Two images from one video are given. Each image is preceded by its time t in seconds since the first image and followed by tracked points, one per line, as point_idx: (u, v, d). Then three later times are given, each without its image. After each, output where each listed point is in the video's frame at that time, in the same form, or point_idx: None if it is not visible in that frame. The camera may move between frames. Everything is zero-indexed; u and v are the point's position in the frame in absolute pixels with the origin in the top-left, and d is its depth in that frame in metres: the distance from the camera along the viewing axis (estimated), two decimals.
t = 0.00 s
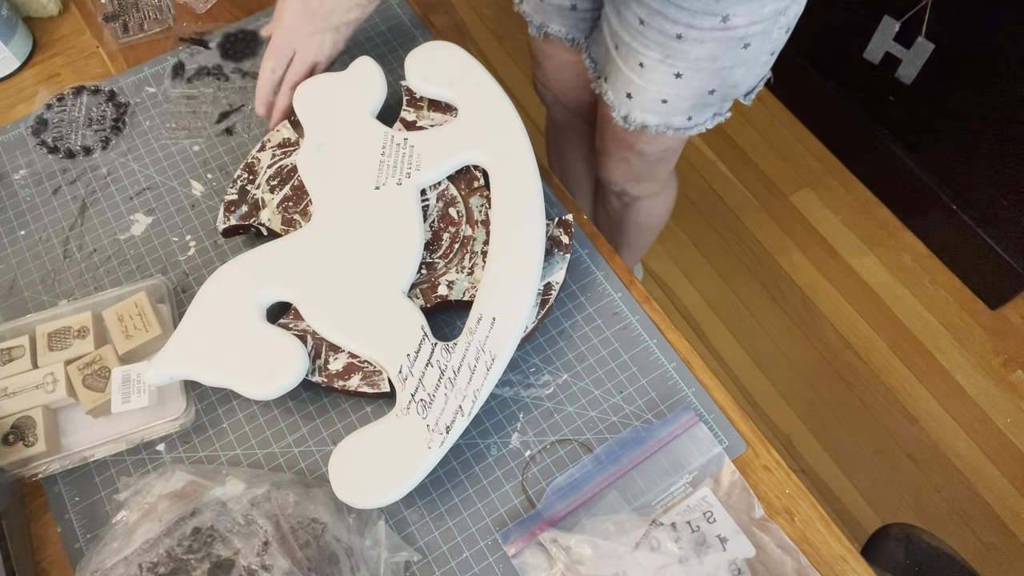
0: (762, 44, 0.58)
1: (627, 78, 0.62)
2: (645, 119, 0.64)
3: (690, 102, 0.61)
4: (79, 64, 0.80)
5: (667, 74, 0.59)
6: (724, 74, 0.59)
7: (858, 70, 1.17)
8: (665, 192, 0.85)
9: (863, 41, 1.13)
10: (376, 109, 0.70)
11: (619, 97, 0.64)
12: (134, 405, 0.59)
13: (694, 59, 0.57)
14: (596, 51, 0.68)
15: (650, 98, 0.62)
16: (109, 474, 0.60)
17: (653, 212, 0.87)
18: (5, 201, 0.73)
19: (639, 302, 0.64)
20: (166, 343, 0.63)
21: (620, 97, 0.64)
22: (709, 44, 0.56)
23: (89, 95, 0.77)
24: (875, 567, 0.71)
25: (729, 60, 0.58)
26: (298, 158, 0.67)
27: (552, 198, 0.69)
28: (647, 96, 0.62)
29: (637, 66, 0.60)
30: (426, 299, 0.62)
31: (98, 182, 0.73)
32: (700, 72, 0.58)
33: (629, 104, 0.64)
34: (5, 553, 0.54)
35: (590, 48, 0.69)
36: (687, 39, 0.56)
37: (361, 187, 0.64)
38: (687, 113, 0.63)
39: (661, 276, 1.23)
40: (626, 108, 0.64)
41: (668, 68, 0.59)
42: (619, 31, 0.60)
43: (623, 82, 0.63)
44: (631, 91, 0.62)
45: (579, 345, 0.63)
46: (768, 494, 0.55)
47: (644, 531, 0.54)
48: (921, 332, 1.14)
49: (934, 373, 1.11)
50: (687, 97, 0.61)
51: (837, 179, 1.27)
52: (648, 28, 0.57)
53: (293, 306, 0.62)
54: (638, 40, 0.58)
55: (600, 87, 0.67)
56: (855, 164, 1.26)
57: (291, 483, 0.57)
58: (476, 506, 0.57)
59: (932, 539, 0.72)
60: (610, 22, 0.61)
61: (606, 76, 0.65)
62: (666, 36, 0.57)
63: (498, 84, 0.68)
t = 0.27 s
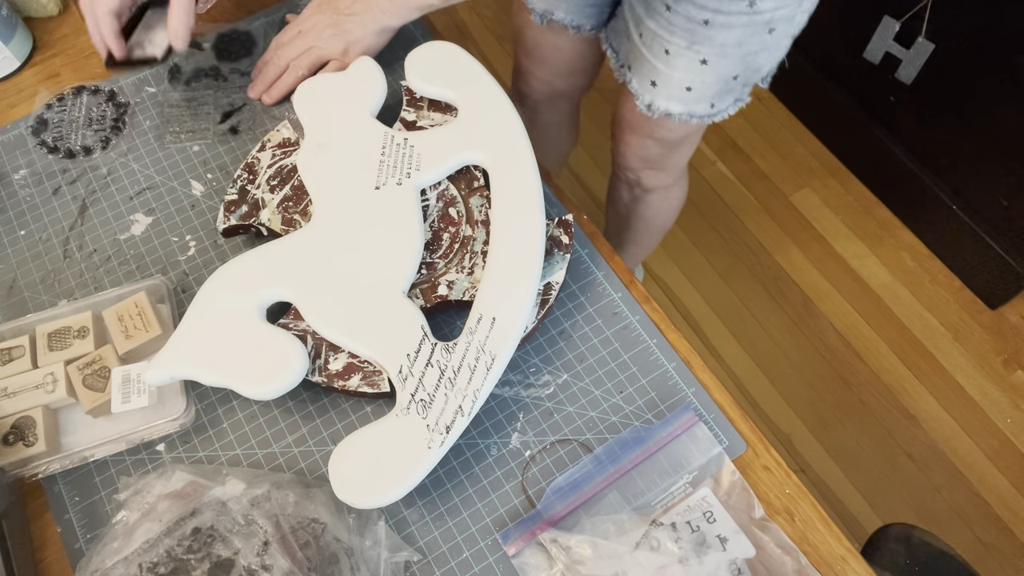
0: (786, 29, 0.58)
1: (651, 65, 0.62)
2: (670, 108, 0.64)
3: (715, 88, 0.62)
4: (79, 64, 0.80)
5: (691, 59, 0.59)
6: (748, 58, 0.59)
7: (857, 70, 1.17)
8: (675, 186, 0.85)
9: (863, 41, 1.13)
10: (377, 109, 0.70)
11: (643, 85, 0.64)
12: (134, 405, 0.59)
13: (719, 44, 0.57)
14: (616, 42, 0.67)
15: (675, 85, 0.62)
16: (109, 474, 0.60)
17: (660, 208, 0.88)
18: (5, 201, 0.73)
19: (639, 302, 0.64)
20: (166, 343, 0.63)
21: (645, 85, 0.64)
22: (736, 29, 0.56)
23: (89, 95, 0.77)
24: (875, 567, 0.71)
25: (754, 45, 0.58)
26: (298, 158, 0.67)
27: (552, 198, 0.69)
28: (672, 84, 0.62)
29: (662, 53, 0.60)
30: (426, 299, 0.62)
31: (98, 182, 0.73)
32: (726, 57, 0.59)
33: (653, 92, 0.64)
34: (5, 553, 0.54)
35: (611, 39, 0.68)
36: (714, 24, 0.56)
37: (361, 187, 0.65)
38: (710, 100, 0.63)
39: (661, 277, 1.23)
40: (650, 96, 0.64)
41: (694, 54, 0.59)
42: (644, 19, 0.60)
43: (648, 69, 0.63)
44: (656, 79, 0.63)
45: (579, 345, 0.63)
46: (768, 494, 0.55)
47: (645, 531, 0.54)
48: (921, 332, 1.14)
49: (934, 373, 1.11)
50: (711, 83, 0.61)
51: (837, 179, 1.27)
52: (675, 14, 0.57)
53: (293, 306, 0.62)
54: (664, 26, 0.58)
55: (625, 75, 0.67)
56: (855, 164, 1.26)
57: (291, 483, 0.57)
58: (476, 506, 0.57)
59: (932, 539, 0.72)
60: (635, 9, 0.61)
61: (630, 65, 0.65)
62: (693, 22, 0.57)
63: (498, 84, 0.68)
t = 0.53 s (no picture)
0: None
1: (609, 15, 0.63)
2: (634, 53, 0.65)
3: (673, 25, 0.63)
4: (79, 64, 0.80)
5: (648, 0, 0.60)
6: None
7: (857, 70, 1.17)
8: (646, 148, 0.85)
9: (863, 40, 1.13)
10: (377, 109, 0.70)
11: (604, 38, 0.65)
12: (134, 405, 0.59)
13: None
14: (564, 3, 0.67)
15: (634, 30, 0.63)
16: (109, 473, 0.60)
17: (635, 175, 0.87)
18: (5, 201, 0.73)
19: (638, 301, 0.64)
20: (166, 344, 0.63)
21: (606, 37, 0.65)
22: None
23: (89, 95, 0.77)
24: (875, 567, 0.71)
25: None
26: (298, 157, 0.67)
27: (551, 198, 0.69)
28: (631, 29, 0.63)
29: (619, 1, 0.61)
30: (426, 298, 0.62)
31: (98, 182, 0.73)
32: None
33: (616, 42, 0.65)
34: (5, 553, 0.54)
35: None
36: None
37: (361, 187, 0.64)
38: (669, 37, 0.64)
39: (661, 276, 1.23)
40: (613, 46, 0.65)
41: None
42: None
43: (606, 21, 0.63)
44: (616, 28, 0.63)
45: (579, 345, 0.63)
46: (768, 494, 0.55)
47: (644, 531, 0.54)
48: (921, 332, 1.14)
49: (934, 373, 1.11)
50: (670, 18, 0.62)
51: (836, 179, 1.27)
52: None
53: (293, 306, 0.62)
54: None
55: (581, 34, 0.67)
56: (855, 163, 1.26)
57: (292, 483, 0.57)
58: (476, 506, 0.57)
59: (933, 539, 0.72)
60: None
61: (585, 22, 0.65)
62: None
63: (498, 84, 0.68)
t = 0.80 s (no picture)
0: None
1: (612, 17, 0.63)
2: (638, 54, 0.65)
3: (675, 24, 0.63)
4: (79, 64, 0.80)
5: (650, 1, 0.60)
6: None
7: (857, 70, 1.17)
8: (651, 144, 0.85)
9: (863, 40, 1.13)
10: (377, 109, 0.70)
11: (607, 39, 0.65)
12: (134, 405, 0.59)
13: None
14: (567, 5, 0.68)
15: (639, 31, 0.63)
16: (109, 474, 0.60)
17: (639, 172, 0.88)
18: (5, 201, 0.73)
19: (639, 302, 0.64)
20: (165, 344, 0.63)
21: (609, 38, 0.65)
22: None
23: (89, 95, 0.77)
24: (875, 567, 0.71)
25: None
26: (299, 157, 0.67)
27: (551, 198, 0.69)
28: (635, 30, 0.63)
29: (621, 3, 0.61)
30: (426, 299, 0.62)
31: (98, 182, 0.73)
32: None
33: (620, 43, 0.65)
34: (5, 554, 0.54)
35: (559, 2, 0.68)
36: None
37: (361, 187, 0.64)
38: (672, 37, 0.64)
39: (660, 276, 1.23)
40: (617, 48, 0.65)
41: None
42: None
43: (608, 22, 0.63)
44: (619, 29, 0.63)
45: (579, 345, 0.63)
46: (768, 494, 0.55)
47: (645, 531, 0.54)
48: (920, 331, 1.14)
49: (934, 373, 1.11)
50: (672, 18, 0.62)
51: (836, 179, 1.27)
52: None
53: (293, 306, 0.62)
54: None
55: (585, 36, 0.67)
56: (854, 163, 1.26)
57: (292, 483, 0.57)
58: (476, 506, 0.57)
59: (933, 539, 0.72)
60: None
61: (588, 24, 0.66)
62: None
63: (498, 83, 0.68)
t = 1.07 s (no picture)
0: None
1: (616, 21, 0.63)
2: (642, 56, 0.65)
3: (678, 24, 0.63)
4: (79, 65, 0.80)
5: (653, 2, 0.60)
6: None
7: (857, 70, 1.17)
8: (651, 142, 0.85)
9: (863, 40, 1.13)
10: (377, 109, 0.70)
11: (610, 43, 0.65)
12: (134, 405, 0.59)
13: None
14: (568, 11, 0.68)
15: (642, 33, 0.63)
16: (109, 474, 0.60)
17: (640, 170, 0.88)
18: (5, 201, 0.73)
19: (638, 302, 0.64)
20: (166, 344, 0.63)
21: (612, 42, 0.65)
22: None
23: (89, 95, 0.77)
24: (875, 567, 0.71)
25: None
26: (299, 157, 0.67)
27: (551, 198, 0.69)
28: (639, 32, 0.63)
29: (625, 7, 0.61)
30: (426, 298, 0.62)
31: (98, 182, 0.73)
32: None
33: (624, 47, 0.65)
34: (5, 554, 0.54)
35: (560, 9, 0.69)
36: None
37: (361, 187, 0.64)
38: (676, 37, 0.64)
39: (660, 276, 1.23)
40: (622, 52, 0.65)
41: None
42: None
43: (611, 27, 0.64)
44: (623, 33, 0.63)
45: (578, 345, 0.63)
46: (768, 495, 0.55)
47: (645, 531, 0.54)
48: (920, 331, 1.14)
49: (934, 373, 1.11)
50: (676, 18, 0.62)
51: (836, 179, 1.27)
52: None
53: (293, 306, 0.62)
54: None
55: (587, 41, 0.67)
56: (854, 163, 1.26)
57: (292, 483, 0.57)
58: (476, 506, 0.57)
59: (933, 539, 0.72)
60: None
61: (590, 29, 0.66)
62: None
63: (498, 83, 0.68)
